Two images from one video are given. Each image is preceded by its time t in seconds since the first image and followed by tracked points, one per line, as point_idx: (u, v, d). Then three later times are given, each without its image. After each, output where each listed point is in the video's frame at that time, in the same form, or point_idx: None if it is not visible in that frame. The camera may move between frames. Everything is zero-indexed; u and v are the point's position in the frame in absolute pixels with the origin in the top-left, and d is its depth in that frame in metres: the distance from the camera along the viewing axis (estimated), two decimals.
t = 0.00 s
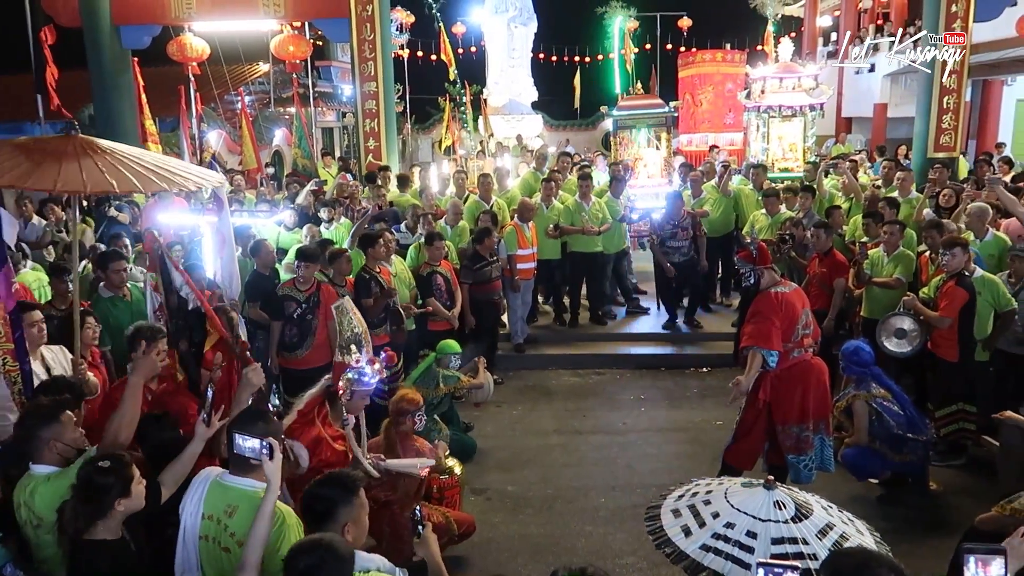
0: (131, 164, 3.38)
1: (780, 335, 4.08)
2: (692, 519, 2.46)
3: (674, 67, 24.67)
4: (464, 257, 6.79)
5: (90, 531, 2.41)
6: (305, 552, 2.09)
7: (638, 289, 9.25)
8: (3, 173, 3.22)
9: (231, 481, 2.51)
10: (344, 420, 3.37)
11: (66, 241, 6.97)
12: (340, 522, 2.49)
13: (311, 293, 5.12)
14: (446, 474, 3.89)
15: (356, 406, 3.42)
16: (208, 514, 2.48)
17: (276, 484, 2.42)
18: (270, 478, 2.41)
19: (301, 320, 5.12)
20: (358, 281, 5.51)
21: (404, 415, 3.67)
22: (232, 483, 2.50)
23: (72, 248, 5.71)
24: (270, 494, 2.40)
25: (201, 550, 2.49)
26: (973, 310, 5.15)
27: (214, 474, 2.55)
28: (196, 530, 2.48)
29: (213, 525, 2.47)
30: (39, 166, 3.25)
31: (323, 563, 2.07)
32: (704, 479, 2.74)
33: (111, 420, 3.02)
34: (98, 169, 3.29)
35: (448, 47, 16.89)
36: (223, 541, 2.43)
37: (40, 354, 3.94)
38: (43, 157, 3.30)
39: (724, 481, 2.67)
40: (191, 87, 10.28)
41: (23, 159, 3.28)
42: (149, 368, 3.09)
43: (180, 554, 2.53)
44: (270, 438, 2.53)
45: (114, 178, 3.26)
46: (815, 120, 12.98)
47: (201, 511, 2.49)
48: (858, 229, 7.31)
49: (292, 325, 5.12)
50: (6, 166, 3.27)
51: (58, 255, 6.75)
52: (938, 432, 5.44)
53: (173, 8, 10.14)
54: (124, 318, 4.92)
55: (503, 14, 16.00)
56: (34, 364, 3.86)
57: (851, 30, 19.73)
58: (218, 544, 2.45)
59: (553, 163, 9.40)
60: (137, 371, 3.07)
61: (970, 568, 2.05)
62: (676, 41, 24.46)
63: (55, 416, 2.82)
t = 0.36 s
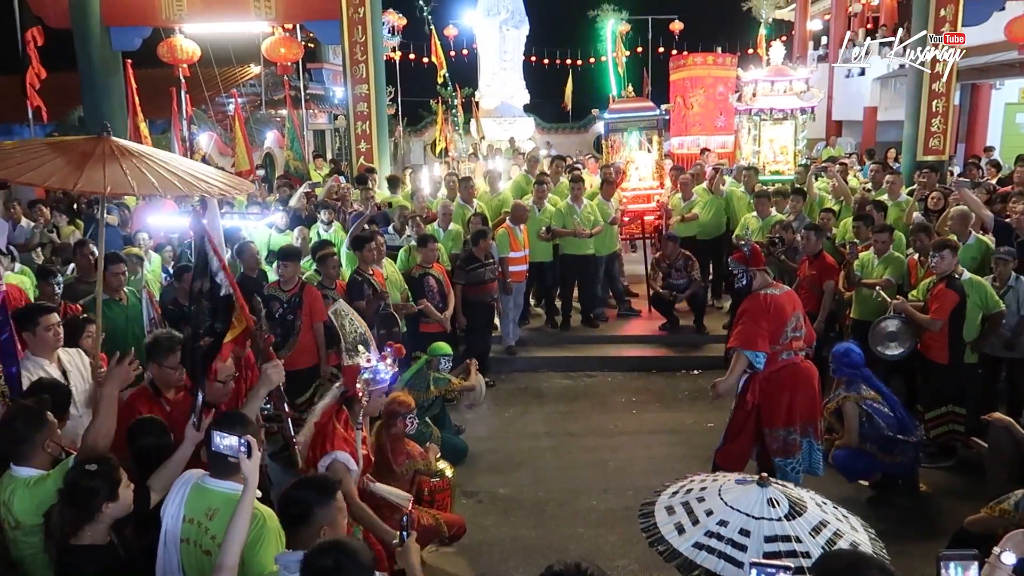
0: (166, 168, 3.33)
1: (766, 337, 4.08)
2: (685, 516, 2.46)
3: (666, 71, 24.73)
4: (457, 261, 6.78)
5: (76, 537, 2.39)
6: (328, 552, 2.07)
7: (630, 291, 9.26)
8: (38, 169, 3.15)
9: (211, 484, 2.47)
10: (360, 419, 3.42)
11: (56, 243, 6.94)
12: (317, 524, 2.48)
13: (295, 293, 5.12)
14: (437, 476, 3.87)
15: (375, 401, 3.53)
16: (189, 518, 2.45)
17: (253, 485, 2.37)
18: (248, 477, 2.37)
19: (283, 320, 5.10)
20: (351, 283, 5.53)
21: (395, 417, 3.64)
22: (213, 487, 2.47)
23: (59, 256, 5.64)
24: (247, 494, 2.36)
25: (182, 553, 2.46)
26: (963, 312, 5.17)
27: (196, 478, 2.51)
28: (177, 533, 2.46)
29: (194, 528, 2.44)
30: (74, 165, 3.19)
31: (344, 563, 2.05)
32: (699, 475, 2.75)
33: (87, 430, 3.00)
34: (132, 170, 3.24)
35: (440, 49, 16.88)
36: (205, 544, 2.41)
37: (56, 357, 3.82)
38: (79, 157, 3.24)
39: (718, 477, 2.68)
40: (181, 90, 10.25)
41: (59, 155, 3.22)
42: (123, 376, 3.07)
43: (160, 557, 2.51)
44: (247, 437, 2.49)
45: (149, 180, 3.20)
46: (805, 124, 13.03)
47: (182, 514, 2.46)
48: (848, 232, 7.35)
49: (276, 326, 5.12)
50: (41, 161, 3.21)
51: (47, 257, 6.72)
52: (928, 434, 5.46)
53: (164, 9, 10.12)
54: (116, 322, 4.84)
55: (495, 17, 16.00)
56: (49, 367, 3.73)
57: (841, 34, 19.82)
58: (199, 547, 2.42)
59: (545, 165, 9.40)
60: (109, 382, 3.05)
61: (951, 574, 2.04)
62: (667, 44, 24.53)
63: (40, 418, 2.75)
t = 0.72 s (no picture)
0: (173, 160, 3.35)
1: (755, 336, 4.10)
2: (683, 513, 2.46)
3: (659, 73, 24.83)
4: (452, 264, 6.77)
5: (66, 551, 2.36)
6: (319, 557, 2.06)
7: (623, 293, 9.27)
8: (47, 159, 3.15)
9: (196, 487, 2.46)
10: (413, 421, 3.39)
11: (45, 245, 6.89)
12: (298, 523, 2.48)
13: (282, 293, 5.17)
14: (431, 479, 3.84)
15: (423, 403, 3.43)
16: (175, 521, 2.43)
17: (236, 487, 2.34)
18: (229, 480, 2.33)
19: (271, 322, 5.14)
20: (346, 283, 5.50)
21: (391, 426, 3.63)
22: (199, 490, 2.45)
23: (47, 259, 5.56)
24: (230, 497, 2.33)
25: (168, 557, 2.44)
26: (954, 313, 5.17)
27: (181, 482, 2.49)
28: (163, 536, 2.44)
29: (180, 532, 2.42)
30: (84, 155, 3.21)
31: (337, 566, 2.04)
32: (698, 471, 2.74)
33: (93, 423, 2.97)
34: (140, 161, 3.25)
35: (432, 51, 16.87)
36: (191, 547, 2.38)
37: (71, 366, 3.80)
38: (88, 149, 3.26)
39: (718, 474, 2.67)
40: (173, 91, 10.21)
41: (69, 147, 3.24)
42: (128, 366, 3.05)
43: (146, 562, 2.48)
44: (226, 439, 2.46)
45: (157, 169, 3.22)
46: (798, 125, 13.07)
47: (168, 518, 2.44)
48: (841, 233, 7.36)
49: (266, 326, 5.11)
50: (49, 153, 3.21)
51: (39, 259, 6.69)
52: (921, 435, 5.48)
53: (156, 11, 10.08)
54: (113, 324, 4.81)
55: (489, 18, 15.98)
56: (63, 374, 3.70)
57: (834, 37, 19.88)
58: (186, 550, 2.40)
59: (538, 167, 9.40)
60: (114, 372, 3.03)
61: None
62: (660, 46, 24.61)
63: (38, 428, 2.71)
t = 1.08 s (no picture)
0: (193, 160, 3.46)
1: (734, 334, 4.15)
2: (683, 514, 2.46)
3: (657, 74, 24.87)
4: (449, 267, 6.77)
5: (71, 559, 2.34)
6: (301, 560, 2.04)
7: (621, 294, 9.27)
8: (68, 155, 3.34)
9: (192, 489, 2.45)
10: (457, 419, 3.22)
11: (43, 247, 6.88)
12: (313, 528, 2.46)
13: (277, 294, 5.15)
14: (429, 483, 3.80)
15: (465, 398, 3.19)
16: (172, 523, 2.43)
17: (224, 488, 2.33)
18: (219, 483, 2.31)
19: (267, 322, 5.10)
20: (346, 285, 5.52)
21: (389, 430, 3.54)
22: (195, 491, 2.45)
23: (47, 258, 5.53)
24: (219, 498, 2.32)
25: (166, 559, 2.44)
26: (952, 313, 5.18)
27: (177, 483, 2.49)
28: (160, 539, 2.44)
29: (177, 534, 2.42)
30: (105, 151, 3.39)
31: (318, 569, 2.03)
32: (698, 470, 2.75)
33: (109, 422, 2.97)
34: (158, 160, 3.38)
35: (431, 52, 16.87)
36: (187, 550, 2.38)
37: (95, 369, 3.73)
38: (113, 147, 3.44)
39: (718, 473, 2.67)
40: (171, 93, 10.20)
41: (104, 147, 3.41)
42: (137, 362, 3.06)
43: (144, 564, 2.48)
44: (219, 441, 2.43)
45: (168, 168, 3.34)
46: (796, 126, 13.08)
47: (165, 520, 2.44)
48: (839, 234, 7.37)
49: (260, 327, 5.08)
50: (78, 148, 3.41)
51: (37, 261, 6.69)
52: (919, 435, 5.49)
53: (153, 12, 10.07)
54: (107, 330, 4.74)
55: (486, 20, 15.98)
56: (87, 378, 3.63)
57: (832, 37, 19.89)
58: (183, 552, 2.40)
59: (536, 168, 9.39)
60: (125, 368, 3.04)
61: None
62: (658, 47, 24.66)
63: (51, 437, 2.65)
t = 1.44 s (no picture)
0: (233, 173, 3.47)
1: (724, 333, 4.13)
2: (690, 517, 2.45)
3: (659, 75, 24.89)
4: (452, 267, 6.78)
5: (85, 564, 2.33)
6: (298, 563, 2.04)
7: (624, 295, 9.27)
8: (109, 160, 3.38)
9: (196, 490, 2.45)
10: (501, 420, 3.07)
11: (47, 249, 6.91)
12: (334, 537, 2.36)
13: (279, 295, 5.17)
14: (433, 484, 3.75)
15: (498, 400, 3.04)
16: (178, 526, 2.43)
17: (224, 489, 2.34)
18: (219, 484, 2.33)
19: (271, 324, 5.07)
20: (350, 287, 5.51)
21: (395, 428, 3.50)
22: (200, 493, 2.45)
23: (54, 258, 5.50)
24: (219, 499, 2.33)
25: (173, 562, 2.43)
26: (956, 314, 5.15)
27: (183, 485, 2.48)
28: (167, 542, 2.43)
29: (184, 535, 2.42)
30: (145, 158, 3.42)
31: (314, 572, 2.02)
32: (702, 472, 2.74)
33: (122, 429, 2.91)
34: (198, 172, 3.41)
35: (433, 54, 16.89)
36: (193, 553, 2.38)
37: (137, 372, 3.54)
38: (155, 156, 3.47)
39: (722, 475, 2.67)
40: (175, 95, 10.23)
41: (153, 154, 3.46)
42: (147, 369, 3.00)
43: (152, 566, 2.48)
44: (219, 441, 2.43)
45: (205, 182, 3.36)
46: (798, 126, 13.07)
47: (171, 522, 2.44)
48: (841, 234, 7.36)
49: (262, 328, 5.10)
50: (118, 154, 3.44)
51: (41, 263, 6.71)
52: (923, 435, 5.48)
53: (155, 15, 10.10)
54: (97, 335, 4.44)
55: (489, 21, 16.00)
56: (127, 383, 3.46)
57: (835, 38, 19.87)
58: (190, 554, 2.40)
59: (538, 169, 9.39)
60: (136, 376, 2.98)
61: None
62: (660, 48, 24.66)
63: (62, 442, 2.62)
